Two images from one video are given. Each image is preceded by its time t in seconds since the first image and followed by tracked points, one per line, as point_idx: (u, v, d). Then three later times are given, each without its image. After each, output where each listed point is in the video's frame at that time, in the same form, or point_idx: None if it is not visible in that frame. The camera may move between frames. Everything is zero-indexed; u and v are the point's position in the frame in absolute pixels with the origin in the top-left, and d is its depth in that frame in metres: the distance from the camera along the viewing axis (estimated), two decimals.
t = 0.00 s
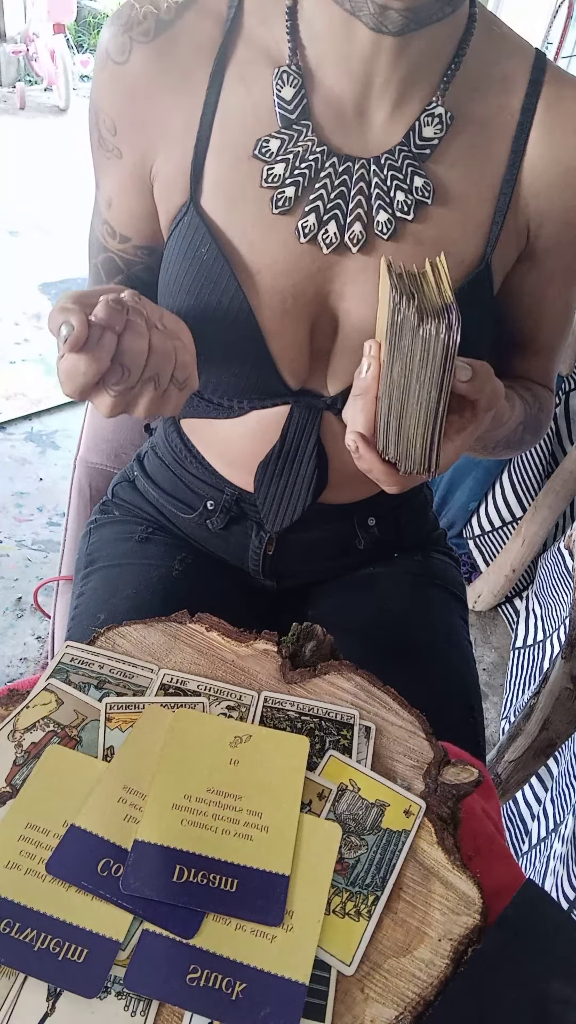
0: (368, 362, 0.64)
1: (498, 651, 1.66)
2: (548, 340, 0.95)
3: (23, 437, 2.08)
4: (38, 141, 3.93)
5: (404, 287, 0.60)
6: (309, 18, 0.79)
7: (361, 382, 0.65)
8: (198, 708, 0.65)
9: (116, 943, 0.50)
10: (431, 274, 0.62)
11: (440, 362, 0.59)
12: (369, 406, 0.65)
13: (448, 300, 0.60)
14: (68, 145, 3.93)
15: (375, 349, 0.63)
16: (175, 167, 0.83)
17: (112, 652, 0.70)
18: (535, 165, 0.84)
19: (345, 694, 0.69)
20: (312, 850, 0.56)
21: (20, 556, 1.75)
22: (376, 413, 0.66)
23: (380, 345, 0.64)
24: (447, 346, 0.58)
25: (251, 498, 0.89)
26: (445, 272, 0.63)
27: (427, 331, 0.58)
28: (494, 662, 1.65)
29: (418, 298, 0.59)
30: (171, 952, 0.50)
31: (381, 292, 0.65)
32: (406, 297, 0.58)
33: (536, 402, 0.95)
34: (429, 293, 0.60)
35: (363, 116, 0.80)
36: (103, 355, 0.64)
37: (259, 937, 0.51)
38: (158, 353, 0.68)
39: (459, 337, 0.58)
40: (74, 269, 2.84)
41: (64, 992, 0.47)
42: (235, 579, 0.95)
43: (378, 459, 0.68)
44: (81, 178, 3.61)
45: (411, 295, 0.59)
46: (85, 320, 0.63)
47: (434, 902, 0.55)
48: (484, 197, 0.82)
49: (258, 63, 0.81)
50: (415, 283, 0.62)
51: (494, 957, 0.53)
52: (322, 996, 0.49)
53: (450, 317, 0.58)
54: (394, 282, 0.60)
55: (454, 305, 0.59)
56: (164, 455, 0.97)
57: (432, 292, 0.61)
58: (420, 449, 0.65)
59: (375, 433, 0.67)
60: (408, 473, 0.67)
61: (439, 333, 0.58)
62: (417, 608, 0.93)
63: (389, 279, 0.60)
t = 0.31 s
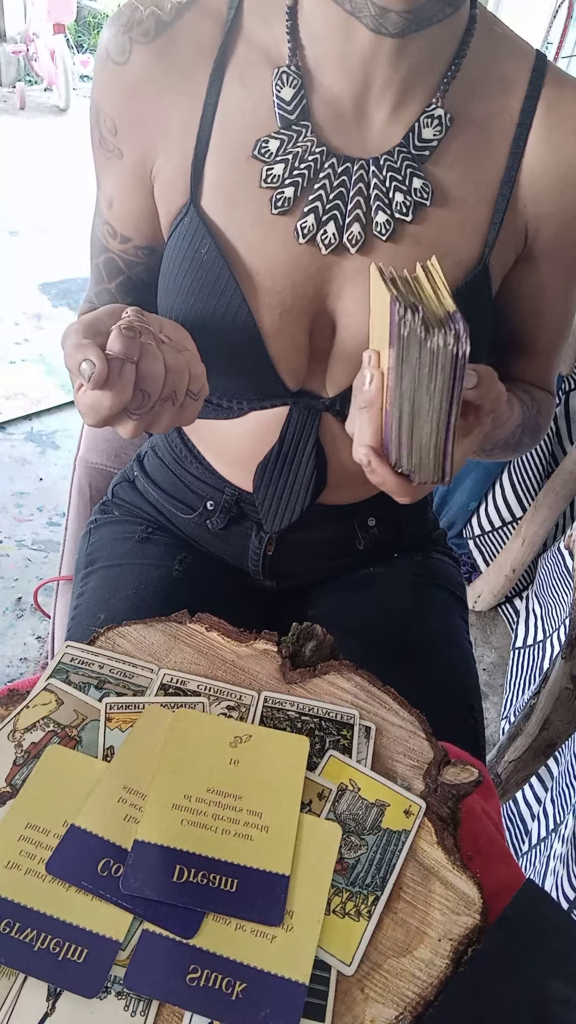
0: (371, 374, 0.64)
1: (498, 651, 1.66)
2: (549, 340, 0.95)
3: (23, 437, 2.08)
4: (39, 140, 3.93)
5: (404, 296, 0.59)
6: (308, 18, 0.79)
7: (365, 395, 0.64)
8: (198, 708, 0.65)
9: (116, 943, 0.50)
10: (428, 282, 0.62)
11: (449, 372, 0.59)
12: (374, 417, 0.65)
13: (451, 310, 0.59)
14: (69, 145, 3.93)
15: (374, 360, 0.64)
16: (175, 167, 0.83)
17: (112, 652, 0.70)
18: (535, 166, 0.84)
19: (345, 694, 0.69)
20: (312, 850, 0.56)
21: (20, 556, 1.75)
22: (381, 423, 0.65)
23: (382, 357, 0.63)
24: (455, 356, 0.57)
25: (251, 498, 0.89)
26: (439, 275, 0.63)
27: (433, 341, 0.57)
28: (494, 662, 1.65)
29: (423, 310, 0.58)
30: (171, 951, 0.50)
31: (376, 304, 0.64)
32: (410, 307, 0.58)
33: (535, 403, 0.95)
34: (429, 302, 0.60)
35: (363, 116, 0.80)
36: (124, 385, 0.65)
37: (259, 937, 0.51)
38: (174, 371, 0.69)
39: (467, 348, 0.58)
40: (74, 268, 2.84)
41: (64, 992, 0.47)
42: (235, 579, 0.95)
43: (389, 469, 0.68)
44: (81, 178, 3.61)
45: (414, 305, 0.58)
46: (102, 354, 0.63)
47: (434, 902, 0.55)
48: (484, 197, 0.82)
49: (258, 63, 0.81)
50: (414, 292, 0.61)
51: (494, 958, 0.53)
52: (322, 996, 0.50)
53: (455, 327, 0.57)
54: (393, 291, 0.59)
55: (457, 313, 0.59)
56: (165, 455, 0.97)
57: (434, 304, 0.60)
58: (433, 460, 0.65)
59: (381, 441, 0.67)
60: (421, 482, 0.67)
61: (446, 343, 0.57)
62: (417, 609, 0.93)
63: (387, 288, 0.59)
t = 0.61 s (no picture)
0: (367, 356, 0.65)
1: (498, 651, 1.66)
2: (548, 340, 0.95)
3: (23, 437, 2.08)
4: (39, 140, 3.93)
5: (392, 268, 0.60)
6: (308, 18, 0.79)
7: (363, 375, 0.66)
8: (198, 708, 0.65)
9: (116, 943, 0.50)
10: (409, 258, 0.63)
11: (449, 329, 0.59)
12: (374, 397, 0.66)
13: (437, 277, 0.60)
14: (69, 145, 3.93)
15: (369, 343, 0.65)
16: (175, 167, 0.83)
17: (112, 652, 0.70)
18: (535, 166, 0.84)
19: (345, 694, 0.69)
20: (312, 850, 0.56)
21: (20, 556, 1.75)
22: (381, 402, 0.67)
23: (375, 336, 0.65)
24: (453, 311, 0.58)
25: (250, 497, 0.89)
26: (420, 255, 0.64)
27: (430, 299, 0.58)
28: (494, 662, 1.65)
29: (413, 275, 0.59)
30: (171, 951, 0.50)
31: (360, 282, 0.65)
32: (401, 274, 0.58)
33: (532, 402, 0.96)
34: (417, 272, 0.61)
35: (363, 116, 0.80)
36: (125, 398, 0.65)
37: (259, 938, 0.51)
38: (176, 381, 0.68)
39: (461, 303, 0.59)
40: (74, 268, 2.84)
41: (64, 992, 0.47)
42: (235, 579, 0.95)
43: (395, 446, 0.68)
44: (80, 177, 3.61)
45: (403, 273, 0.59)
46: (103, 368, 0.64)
47: (434, 902, 0.55)
48: (484, 196, 0.82)
49: (257, 63, 0.81)
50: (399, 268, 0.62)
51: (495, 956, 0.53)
52: (323, 997, 0.49)
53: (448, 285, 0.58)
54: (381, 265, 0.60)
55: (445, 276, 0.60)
56: (165, 455, 0.96)
57: (420, 272, 0.61)
58: (437, 423, 0.66)
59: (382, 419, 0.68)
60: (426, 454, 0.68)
61: (442, 300, 0.58)
62: (417, 608, 0.93)
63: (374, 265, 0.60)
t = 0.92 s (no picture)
0: (375, 358, 0.64)
1: (498, 651, 1.66)
2: (549, 340, 0.95)
3: (23, 437, 2.08)
4: (39, 140, 3.93)
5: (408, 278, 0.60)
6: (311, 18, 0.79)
7: (370, 378, 0.65)
8: (198, 708, 0.65)
9: (116, 944, 0.50)
10: (432, 267, 0.63)
11: (454, 349, 0.59)
12: (377, 401, 0.66)
13: (454, 291, 0.60)
14: (69, 145, 3.93)
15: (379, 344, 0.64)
16: (177, 167, 0.83)
17: (112, 652, 0.70)
18: (537, 165, 0.84)
19: (345, 694, 0.69)
20: (312, 850, 0.56)
21: (20, 556, 1.75)
22: (384, 406, 0.67)
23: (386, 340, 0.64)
24: (460, 332, 0.58)
25: (251, 496, 0.89)
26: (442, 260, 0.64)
27: (439, 316, 0.57)
28: (494, 662, 1.65)
29: (427, 288, 0.59)
30: (171, 952, 0.50)
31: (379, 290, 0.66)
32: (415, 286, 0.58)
33: (534, 402, 0.95)
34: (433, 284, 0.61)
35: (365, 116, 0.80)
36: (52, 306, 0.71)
37: (259, 938, 0.51)
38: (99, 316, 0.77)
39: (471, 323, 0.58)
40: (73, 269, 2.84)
41: (64, 992, 0.47)
42: (236, 579, 0.95)
43: (391, 454, 0.68)
44: (80, 178, 3.61)
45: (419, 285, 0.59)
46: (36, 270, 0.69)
47: (434, 902, 0.55)
48: (486, 196, 0.82)
49: (260, 63, 0.81)
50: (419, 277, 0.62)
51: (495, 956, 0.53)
52: (322, 996, 0.49)
53: (461, 302, 0.58)
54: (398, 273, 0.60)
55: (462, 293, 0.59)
56: (165, 454, 0.96)
57: (436, 283, 0.62)
58: (434, 439, 0.65)
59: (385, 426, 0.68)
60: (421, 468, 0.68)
61: (451, 319, 0.57)
62: (417, 609, 0.93)
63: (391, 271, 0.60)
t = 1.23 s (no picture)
0: (388, 371, 0.64)
1: (498, 651, 1.66)
2: (551, 340, 0.95)
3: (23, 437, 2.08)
4: (39, 140, 3.93)
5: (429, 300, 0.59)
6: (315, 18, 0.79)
7: (382, 392, 0.65)
8: (197, 708, 0.65)
9: (116, 944, 0.50)
10: (452, 286, 0.62)
11: (471, 380, 0.58)
12: (389, 415, 0.66)
13: (476, 317, 0.59)
14: (69, 146, 3.93)
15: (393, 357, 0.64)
16: (180, 168, 0.83)
17: (112, 652, 0.70)
18: (540, 166, 0.84)
19: (345, 694, 0.69)
20: (313, 851, 0.56)
21: (20, 556, 1.75)
22: (396, 422, 0.66)
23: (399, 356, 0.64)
24: (478, 365, 0.57)
25: (253, 495, 0.90)
26: (463, 274, 0.64)
27: (458, 347, 0.57)
28: (493, 662, 1.65)
29: (445, 313, 0.59)
30: (171, 952, 0.50)
31: (396, 297, 0.64)
32: (436, 313, 0.57)
33: (535, 402, 0.95)
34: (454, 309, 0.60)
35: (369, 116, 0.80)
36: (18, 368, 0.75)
37: (259, 938, 0.51)
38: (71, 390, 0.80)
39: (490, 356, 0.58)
40: (73, 269, 2.84)
41: (64, 992, 0.47)
42: (235, 579, 0.95)
43: (402, 471, 0.68)
44: (80, 178, 3.62)
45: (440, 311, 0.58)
46: None
47: (434, 902, 0.55)
48: (489, 196, 0.82)
49: (264, 64, 0.81)
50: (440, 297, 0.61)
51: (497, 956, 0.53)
52: (322, 996, 0.49)
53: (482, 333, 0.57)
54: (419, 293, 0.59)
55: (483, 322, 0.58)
56: (165, 454, 0.96)
57: (457, 305, 0.61)
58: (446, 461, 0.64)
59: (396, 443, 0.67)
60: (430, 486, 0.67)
61: (469, 350, 0.56)
62: (417, 608, 0.93)
63: (413, 291, 0.58)
